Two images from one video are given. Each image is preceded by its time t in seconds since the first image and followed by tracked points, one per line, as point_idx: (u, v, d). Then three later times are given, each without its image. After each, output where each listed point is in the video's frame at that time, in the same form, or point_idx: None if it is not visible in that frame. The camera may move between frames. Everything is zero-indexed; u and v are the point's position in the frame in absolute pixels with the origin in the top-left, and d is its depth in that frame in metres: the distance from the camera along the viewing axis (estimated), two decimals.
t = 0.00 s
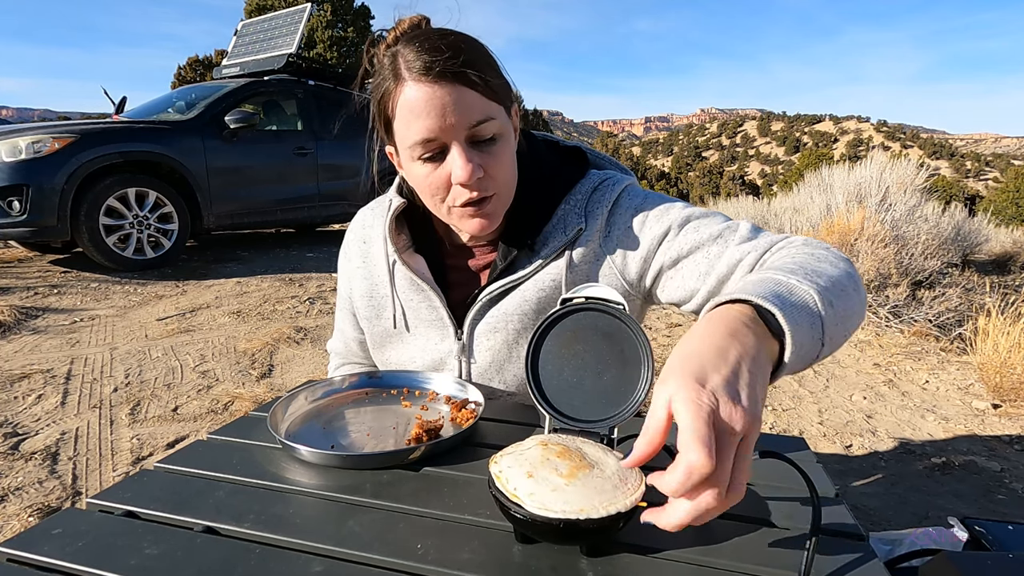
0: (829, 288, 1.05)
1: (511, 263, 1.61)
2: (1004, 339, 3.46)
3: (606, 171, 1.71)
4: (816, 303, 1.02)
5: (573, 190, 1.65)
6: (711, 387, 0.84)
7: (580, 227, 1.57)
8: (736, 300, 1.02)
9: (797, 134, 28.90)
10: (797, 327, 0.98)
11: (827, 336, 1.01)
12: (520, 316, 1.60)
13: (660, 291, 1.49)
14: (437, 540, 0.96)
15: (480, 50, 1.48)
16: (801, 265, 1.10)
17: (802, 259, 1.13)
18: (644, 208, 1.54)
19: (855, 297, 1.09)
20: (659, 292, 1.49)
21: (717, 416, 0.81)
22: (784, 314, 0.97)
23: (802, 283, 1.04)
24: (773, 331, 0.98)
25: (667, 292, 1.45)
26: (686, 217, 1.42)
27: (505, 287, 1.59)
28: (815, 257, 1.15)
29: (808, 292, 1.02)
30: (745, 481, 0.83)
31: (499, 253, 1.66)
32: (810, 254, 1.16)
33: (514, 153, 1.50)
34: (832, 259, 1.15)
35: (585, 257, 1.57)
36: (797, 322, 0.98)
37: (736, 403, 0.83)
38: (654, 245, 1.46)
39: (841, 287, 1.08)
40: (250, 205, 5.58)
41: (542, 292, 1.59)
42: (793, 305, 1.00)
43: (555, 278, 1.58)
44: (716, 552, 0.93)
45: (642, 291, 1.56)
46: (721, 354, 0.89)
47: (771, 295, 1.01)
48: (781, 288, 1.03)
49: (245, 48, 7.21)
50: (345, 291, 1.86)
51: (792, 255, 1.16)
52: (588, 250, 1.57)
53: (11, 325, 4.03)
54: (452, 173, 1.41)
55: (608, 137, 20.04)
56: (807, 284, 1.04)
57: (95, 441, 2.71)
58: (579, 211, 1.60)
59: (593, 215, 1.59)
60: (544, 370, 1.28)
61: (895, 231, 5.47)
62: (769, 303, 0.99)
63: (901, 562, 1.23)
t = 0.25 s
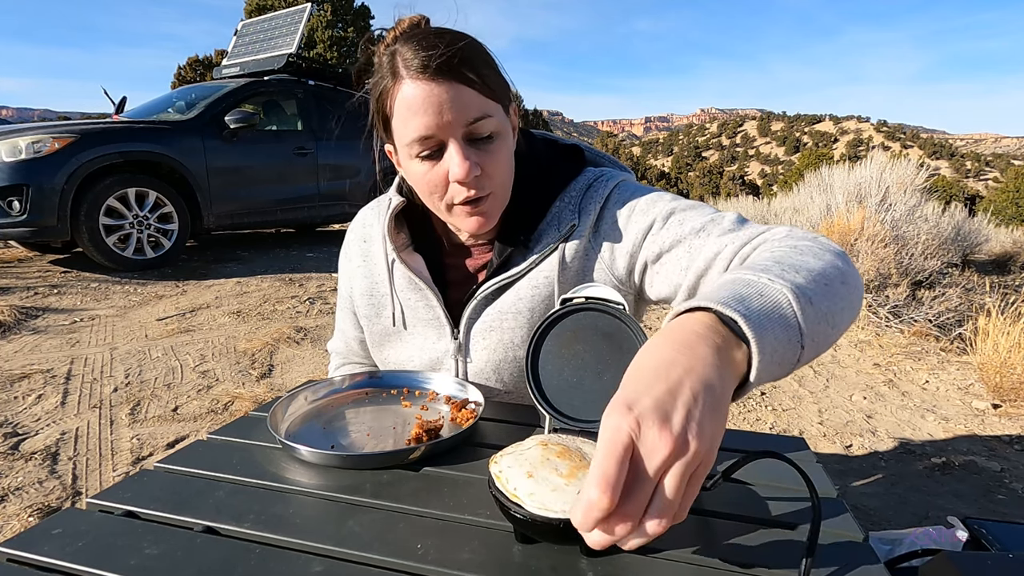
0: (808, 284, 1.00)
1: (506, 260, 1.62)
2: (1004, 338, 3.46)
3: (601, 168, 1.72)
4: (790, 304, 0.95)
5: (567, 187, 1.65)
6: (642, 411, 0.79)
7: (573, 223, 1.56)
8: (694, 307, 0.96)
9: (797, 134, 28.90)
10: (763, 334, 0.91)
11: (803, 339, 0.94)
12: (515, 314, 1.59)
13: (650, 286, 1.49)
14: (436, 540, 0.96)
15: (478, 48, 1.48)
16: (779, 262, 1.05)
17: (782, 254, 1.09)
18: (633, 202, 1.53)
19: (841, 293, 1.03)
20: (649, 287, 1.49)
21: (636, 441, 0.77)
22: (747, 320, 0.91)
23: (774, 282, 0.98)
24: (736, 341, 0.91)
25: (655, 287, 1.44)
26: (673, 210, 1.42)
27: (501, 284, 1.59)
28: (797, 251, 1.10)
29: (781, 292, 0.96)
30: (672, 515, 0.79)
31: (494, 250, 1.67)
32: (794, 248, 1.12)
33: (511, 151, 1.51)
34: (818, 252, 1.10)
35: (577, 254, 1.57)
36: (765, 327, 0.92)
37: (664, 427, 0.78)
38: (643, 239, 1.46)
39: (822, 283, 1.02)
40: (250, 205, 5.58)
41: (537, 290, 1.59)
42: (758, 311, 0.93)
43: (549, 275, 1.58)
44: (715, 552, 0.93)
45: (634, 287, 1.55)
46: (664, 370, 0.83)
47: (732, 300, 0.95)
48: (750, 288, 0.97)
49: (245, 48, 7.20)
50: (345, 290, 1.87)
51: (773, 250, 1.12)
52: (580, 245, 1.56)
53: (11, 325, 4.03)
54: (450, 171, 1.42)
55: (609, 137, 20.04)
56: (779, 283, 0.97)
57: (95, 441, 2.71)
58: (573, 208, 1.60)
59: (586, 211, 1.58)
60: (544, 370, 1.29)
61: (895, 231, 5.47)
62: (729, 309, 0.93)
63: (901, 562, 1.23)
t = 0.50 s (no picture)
0: (801, 277, 1.00)
1: (503, 259, 1.62)
2: (1004, 338, 3.46)
3: (597, 167, 1.72)
4: (783, 297, 0.95)
5: (563, 186, 1.65)
6: (631, 415, 0.79)
7: (570, 222, 1.56)
8: (687, 300, 0.96)
9: (797, 134, 28.90)
10: (754, 326, 0.90)
11: (798, 332, 0.94)
12: (513, 313, 1.59)
13: (646, 284, 1.48)
14: (436, 541, 0.96)
15: (473, 49, 1.48)
16: (773, 255, 1.05)
17: (776, 248, 1.09)
18: (628, 199, 1.53)
19: (835, 286, 1.03)
20: (646, 285, 1.49)
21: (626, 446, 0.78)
22: (739, 313, 0.91)
23: (767, 275, 0.98)
24: (728, 334, 0.91)
25: (651, 284, 1.44)
26: (667, 207, 1.42)
27: (498, 284, 1.59)
28: (790, 245, 1.10)
29: (774, 285, 0.96)
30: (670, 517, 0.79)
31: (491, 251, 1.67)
32: (788, 242, 1.12)
33: (507, 151, 1.51)
34: (811, 246, 1.10)
35: (574, 252, 1.57)
36: (758, 320, 0.91)
37: (654, 428, 0.78)
38: (638, 236, 1.46)
39: (816, 275, 1.02)
40: (250, 205, 5.58)
41: (534, 289, 1.58)
42: (750, 303, 0.93)
43: (546, 274, 1.58)
44: (715, 552, 0.93)
45: (631, 284, 1.55)
46: (654, 371, 0.83)
47: (724, 293, 0.95)
48: (744, 282, 0.98)
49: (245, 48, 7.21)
50: (344, 291, 1.87)
51: (767, 245, 1.12)
52: (576, 243, 1.56)
53: (11, 325, 4.03)
54: (445, 172, 1.42)
55: (609, 137, 20.04)
56: (772, 276, 0.98)
57: (95, 441, 2.71)
58: (569, 206, 1.60)
59: (582, 209, 1.59)
60: (544, 370, 1.29)
61: (895, 231, 5.46)
62: (720, 301, 0.93)
63: (901, 562, 1.23)
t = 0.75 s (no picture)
0: (791, 275, 1.00)
1: (502, 258, 1.62)
2: (1004, 338, 3.46)
3: (596, 167, 1.71)
4: (770, 295, 0.95)
5: (562, 185, 1.65)
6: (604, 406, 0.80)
7: (569, 221, 1.56)
8: (671, 298, 0.97)
9: (797, 134, 28.91)
10: (739, 323, 0.90)
11: (783, 330, 0.94)
12: (512, 313, 1.59)
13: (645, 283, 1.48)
14: (436, 540, 0.96)
15: (473, 49, 1.48)
16: (764, 255, 1.06)
17: (770, 248, 1.09)
18: (626, 198, 1.53)
19: (827, 285, 1.03)
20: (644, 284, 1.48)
21: (596, 436, 0.79)
22: (719, 309, 0.91)
23: (755, 273, 0.98)
24: (709, 330, 0.92)
25: (648, 284, 1.44)
26: (665, 206, 1.42)
27: (497, 283, 1.59)
28: (783, 244, 1.10)
29: (760, 282, 0.96)
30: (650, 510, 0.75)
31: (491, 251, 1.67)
32: (782, 241, 1.12)
33: (507, 151, 1.51)
34: (805, 246, 1.11)
35: (572, 252, 1.57)
36: (739, 316, 0.91)
37: (623, 418, 0.78)
38: (636, 236, 1.46)
39: (807, 274, 1.02)
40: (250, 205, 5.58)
41: (533, 289, 1.58)
42: (735, 300, 0.93)
43: (544, 273, 1.57)
44: (714, 553, 0.93)
45: (630, 283, 1.55)
46: (628, 364, 0.84)
47: (708, 291, 0.95)
48: (730, 281, 0.98)
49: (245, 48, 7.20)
50: (344, 291, 1.87)
51: (760, 244, 1.12)
52: (575, 242, 1.56)
53: (11, 325, 4.03)
54: (445, 171, 1.42)
55: (609, 137, 20.04)
56: (759, 274, 0.98)
57: (95, 441, 2.71)
58: (568, 206, 1.60)
59: (580, 208, 1.58)
60: (544, 370, 1.29)
61: (895, 231, 5.46)
62: (701, 298, 0.94)
63: (900, 562, 1.23)
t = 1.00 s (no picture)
0: (787, 274, 1.00)
1: (502, 258, 1.62)
2: (1004, 338, 3.46)
3: (595, 167, 1.72)
4: (765, 294, 0.95)
5: (562, 185, 1.65)
6: (599, 414, 0.81)
7: (568, 220, 1.56)
8: (664, 299, 0.97)
9: (797, 134, 28.90)
10: (732, 322, 0.90)
11: (779, 330, 0.93)
12: (512, 313, 1.59)
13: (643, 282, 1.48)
14: (436, 540, 0.96)
15: (474, 48, 1.48)
16: (759, 254, 1.06)
17: (767, 247, 1.09)
18: (625, 198, 1.53)
19: (824, 284, 1.03)
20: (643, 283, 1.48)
21: (592, 444, 0.79)
22: (712, 310, 0.91)
23: (749, 273, 0.98)
24: (703, 330, 0.91)
25: (647, 283, 1.44)
26: (663, 205, 1.42)
27: (497, 282, 1.59)
28: (780, 243, 1.11)
29: (755, 282, 0.96)
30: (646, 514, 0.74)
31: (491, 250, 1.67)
32: (778, 240, 1.12)
33: (508, 151, 1.51)
34: (802, 245, 1.11)
35: (571, 251, 1.57)
36: (732, 316, 0.91)
37: (618, 424, 0.79)
38: (634, 235, 1.46)
39: (804, 273, 1.02)
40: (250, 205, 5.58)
41: (533, 288, 1.58)
42: (729, 301, 0.93)
43: (544, 272, 1.57)
44: (714, 553, 0.93)
45: (629, 283, 1.55)
46: (622, 368, 0.85)
47: (702, 291, 0.95)
48: (724, 281, 0.98)
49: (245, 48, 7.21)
50: (344, 291, 1.87)
51: (757, 243, 1.13)
52: (574, 241, 1.56)
53: (11, 325, 4.03)
54: (447, 171, 1.42)
55: (609, 138, 20.04)
56: (754, 273, 0.98)
57: (96, 441, 2.71)
58: (568, 205, 1.60)
59: (579, 208, 1.59)
60: (544, 370, 1.29)
61: (895, 231, 5.46)
62: (694, 298, 0.94)
63: (900, 562, 1.23)
